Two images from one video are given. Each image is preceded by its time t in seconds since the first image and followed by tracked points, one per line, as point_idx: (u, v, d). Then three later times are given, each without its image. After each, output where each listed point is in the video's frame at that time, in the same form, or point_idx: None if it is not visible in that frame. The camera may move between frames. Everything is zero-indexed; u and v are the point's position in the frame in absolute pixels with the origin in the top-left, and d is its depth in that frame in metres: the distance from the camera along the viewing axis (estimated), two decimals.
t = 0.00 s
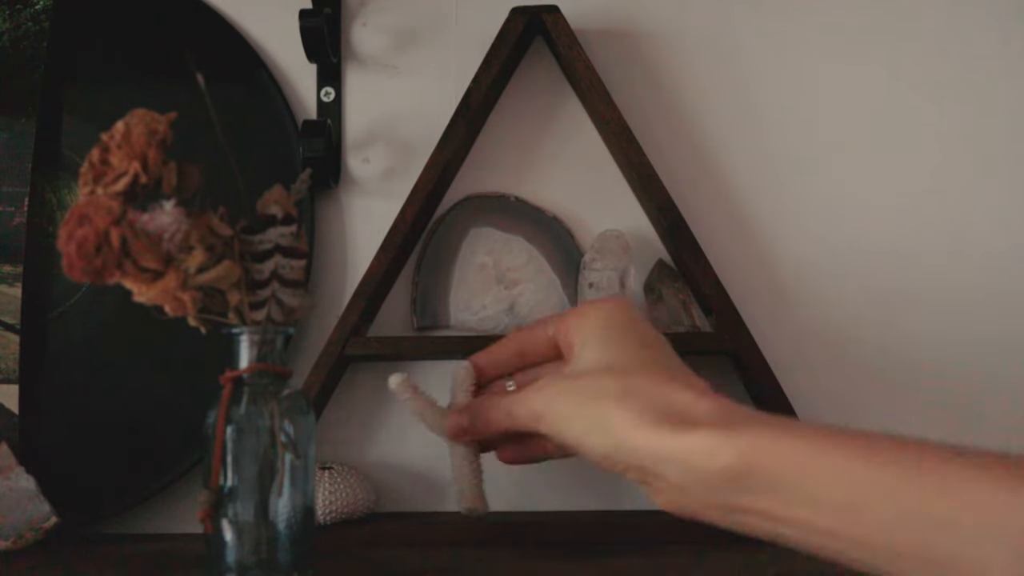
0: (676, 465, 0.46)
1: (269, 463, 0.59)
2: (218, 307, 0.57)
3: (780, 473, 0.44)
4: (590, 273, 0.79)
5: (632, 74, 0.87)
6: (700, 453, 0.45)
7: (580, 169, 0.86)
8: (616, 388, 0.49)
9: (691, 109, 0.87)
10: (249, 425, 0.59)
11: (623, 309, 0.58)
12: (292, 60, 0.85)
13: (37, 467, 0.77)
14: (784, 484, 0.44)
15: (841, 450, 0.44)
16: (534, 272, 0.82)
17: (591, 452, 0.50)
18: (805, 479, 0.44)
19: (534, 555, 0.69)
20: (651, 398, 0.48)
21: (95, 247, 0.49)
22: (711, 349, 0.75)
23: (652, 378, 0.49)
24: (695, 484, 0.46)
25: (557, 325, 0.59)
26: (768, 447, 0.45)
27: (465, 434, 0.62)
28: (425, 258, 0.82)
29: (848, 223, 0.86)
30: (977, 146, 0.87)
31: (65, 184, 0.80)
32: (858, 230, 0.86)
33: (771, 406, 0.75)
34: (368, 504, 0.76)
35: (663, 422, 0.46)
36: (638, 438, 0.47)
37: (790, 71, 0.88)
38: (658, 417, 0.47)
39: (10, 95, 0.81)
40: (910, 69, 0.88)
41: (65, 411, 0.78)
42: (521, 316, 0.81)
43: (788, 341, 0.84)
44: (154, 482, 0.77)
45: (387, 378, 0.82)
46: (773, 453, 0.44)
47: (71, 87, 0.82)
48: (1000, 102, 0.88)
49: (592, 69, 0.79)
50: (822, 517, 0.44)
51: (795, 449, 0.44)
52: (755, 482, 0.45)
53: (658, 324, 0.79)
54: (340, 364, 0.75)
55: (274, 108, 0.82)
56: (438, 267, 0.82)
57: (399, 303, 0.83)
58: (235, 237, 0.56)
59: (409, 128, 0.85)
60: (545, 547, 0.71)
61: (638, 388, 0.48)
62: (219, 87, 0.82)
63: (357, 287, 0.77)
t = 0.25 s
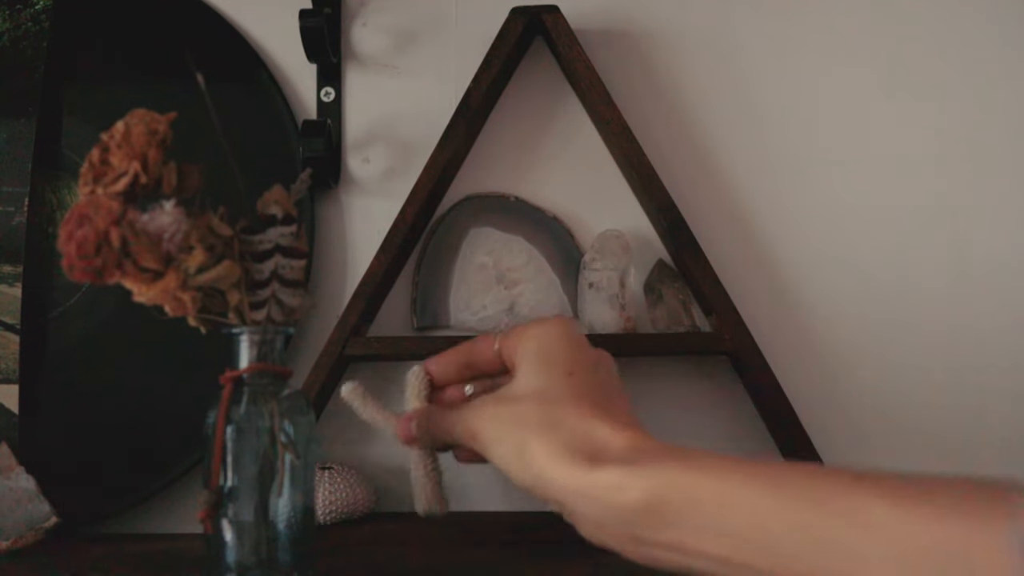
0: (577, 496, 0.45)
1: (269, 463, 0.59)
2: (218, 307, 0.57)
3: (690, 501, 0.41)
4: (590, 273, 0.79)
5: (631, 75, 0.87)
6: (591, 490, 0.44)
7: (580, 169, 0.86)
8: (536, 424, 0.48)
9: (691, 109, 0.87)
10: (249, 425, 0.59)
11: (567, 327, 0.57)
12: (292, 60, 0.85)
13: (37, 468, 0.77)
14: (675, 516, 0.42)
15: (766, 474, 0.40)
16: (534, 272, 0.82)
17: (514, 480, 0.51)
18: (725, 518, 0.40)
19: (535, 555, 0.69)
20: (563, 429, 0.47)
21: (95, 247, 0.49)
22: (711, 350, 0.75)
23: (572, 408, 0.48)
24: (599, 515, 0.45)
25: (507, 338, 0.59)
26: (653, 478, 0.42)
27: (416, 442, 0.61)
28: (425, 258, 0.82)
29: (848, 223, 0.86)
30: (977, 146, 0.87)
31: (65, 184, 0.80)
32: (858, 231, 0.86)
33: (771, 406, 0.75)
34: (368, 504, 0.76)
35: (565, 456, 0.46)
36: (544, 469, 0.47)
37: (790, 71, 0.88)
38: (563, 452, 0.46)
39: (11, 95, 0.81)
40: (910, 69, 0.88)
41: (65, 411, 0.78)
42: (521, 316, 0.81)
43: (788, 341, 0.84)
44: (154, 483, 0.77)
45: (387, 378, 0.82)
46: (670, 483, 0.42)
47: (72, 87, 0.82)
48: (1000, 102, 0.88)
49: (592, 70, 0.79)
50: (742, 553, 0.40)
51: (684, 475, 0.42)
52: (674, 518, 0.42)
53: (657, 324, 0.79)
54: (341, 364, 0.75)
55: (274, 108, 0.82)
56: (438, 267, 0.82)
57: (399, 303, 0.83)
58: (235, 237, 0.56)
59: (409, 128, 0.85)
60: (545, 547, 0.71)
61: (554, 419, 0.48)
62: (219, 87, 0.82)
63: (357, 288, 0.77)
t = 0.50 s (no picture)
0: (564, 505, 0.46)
1: (269, 463, 0.59)
2: (218, 307, 0.57)
3: (680, 514, 0.43)
4: (590, 273, 0.79)
5: (632, 75, 0.87)
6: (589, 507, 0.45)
7: (580, 170, 0.86)
8: (533, 438, 0.50)
9: (691, 109, 0.87)
10: (249, 425, 0.59)
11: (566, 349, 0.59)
12: (292, 60, 0.85)
13: (37, 467, 0.77)
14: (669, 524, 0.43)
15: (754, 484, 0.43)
16: (534, 272, 0.82)
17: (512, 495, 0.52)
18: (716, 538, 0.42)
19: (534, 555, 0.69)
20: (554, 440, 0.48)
21: (95, 247, 0.49)
22: (711, 350, 0.75)
23: (569, 425, 0.49)
24: (598, 534, 0.46)
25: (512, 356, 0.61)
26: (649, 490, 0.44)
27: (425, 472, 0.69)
28: (425, 258, 0.82)
29: (848, 223, 0.86)
30: (977, 147, 0.87)
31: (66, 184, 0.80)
32: (858, 231, 0.86)
33: (771, 406, 0.75)
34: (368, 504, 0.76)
35: (559, 468, 0.47)
36: (537, 481, 0.48)
37: (790, 71, 0.88)
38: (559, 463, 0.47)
39: (11, 95, 0.81)
40: (910, 69, 0.88)
41: (65, 411, 0.78)
42: (521, 316, 0.81)
43: (788, 341, 0.84)
44: (154, 483, 0.77)
45: (387, 377, 0.82)
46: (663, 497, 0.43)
47: (71, 87, 0.82)
48: (1000, 102, 0.88)
49: (592, 70, 0.79)
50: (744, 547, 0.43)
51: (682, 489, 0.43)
52: (665, 530, 0.44)
53: (657, 324, 0.79)
54: (341, 364, 0.75)
55: (273, 108, 0.82)
56: (438, 267, 0.82)
57: (399, 303, 0.83)
58: (235, 237, 0.56)
59: (409, 128, 0.85)
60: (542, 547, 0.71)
61: (550, 436, 0.49)
62: (219, 87, 0.82)
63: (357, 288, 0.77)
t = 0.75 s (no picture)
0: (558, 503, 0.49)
1: (269, 463, 0.59)
2: (218, 307, 0.57)
3: (671, 517, 0.44)
4: (590, 273, 0.79)
5: (631, 75, 0.87)
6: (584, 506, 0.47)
7: (580, 170, 0.86)
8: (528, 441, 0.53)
9: (691, 109, 0.87)
10: (249, 425, 0.59)
11: (568, 358, 0.62)
12: (292, 60, 0.85)
13: (37, 467, 0.77)
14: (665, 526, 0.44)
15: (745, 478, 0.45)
16: (533, 272, 0.82)
17: (508, 497, 0.55)
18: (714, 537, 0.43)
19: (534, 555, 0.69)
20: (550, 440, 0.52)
21: (95, 247, 0.49)
22: (711, 350, 0.75)
23: (564, 430, 0.52)
24: (589, 535, 0.48)
25: (515, 365, 0.64)
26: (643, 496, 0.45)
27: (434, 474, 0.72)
28: (425, 258, 0.82)
29: (848, 224, 0.86)
30: (977, 147, 0.87)
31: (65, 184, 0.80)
32: (858, 232, 0.86)
33: (771, 406, 0.75)
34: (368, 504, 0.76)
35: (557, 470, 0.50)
36: (533, 480, 0.51)
37: (790, 71, 0.88)
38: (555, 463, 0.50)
39: (11, 95, 0.81)
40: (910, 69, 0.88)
41: (65, 411, 0.78)
42: (521, 316, 0.81)
43: (788, 341, 0.84)
44: (154, 483, 0.77)
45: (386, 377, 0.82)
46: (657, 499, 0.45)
47: (71, 87, 0.82)
48: (1000, 102, 0.88)
49: (592, 70, 0.79)
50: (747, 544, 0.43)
51: (676, 491, 0.45)
52: (656, 531, 0.45)
53: (657, 324, 0.79)
54: (341, 364, 0.75)
55: (274, 108, 0.82)
56: (438, 267, 0.82)
57: (399, 303, 0.83)
58: (235, 237, 0.56)
59: (409, 128, 0.85)
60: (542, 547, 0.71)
61: (546, 438, 0.52)
62: (219, 87, 0.82)
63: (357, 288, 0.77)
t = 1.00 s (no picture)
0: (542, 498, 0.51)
1: (268, 462, 0.59)
2: (218, 307, 0.57)
3: (648, 509, 0.46)
4: (590, 273, 0.79)
5: (631, 74, 0.87)
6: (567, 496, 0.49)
7: (579, 169, 0.86)
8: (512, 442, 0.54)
9: (691, 108, 0.87)
10: (249, 425, 0.59)
11: (544, 358, 0.64)
12: (292, 60, 0.85)
13: (37, 467, 0.77)
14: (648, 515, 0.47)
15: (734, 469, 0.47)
16: (534, 272, 0.82)
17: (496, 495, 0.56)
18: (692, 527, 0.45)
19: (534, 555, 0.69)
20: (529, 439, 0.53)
21: (95, 247, 0.49)
22: (711, 349, 0.75)
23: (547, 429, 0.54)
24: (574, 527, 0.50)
25: (492, 369, 0.66)
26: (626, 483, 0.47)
27: (417, 490, 0.73)
28: (425, 258, 0.82)
29: (848, 224, 0.86)
30: (977, 147, 0.87)
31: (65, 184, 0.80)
32: (858, 232, 0.86)
33: (772, 405, 0.75)
34: (368, 503, 0.76)
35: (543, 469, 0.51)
36: (516, 478, 0.53)
37: (790, 71, 0.88)
38: (535, 462, 0.52)
39: (11, 95, 0.81)
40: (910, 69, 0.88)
41: (65, 411, 0.78)
42: (521, 316, 0.81)
43: (788, 341, 0.84)
44: (154, 482, 0.77)
45: (387, 377, 0.82)
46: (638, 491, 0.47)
47: (71, 87, 0.82)
48: (1000, 102, 0.88)
49: (592, 70, 0.79)
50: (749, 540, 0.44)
51: (653, 485, 0.47)
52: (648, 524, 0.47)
53: (657, 324, 0.79)
54: (341, 364, 0.75)
55: (274, 108, 0.82)
56: (438, 267, 0.82)
57: (399, 303, 0.83)
58: (235, 237, 0.56)
59: (409, 128, 0.85)
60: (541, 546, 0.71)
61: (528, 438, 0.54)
62: (219, 86, 0.82)
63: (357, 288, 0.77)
